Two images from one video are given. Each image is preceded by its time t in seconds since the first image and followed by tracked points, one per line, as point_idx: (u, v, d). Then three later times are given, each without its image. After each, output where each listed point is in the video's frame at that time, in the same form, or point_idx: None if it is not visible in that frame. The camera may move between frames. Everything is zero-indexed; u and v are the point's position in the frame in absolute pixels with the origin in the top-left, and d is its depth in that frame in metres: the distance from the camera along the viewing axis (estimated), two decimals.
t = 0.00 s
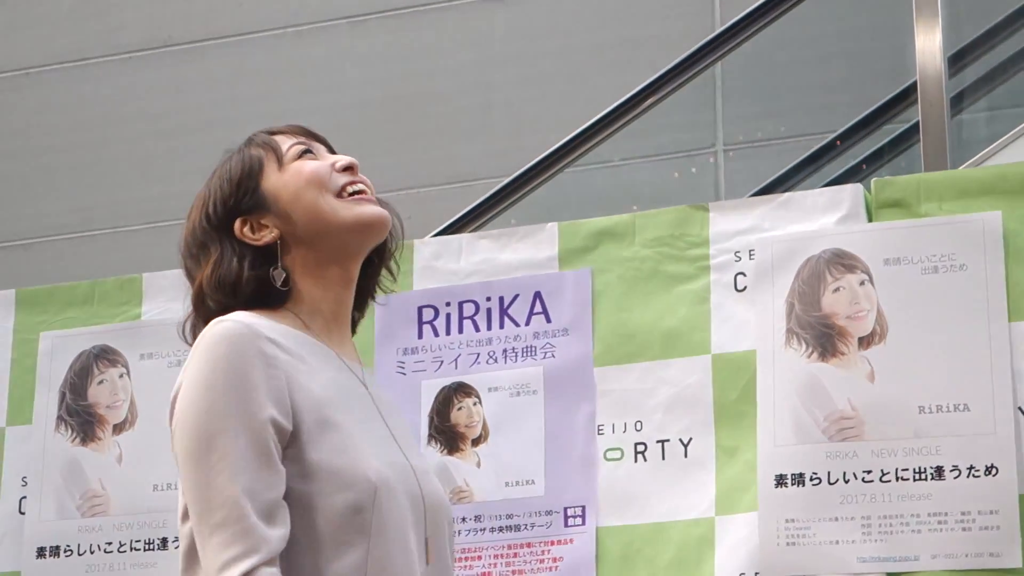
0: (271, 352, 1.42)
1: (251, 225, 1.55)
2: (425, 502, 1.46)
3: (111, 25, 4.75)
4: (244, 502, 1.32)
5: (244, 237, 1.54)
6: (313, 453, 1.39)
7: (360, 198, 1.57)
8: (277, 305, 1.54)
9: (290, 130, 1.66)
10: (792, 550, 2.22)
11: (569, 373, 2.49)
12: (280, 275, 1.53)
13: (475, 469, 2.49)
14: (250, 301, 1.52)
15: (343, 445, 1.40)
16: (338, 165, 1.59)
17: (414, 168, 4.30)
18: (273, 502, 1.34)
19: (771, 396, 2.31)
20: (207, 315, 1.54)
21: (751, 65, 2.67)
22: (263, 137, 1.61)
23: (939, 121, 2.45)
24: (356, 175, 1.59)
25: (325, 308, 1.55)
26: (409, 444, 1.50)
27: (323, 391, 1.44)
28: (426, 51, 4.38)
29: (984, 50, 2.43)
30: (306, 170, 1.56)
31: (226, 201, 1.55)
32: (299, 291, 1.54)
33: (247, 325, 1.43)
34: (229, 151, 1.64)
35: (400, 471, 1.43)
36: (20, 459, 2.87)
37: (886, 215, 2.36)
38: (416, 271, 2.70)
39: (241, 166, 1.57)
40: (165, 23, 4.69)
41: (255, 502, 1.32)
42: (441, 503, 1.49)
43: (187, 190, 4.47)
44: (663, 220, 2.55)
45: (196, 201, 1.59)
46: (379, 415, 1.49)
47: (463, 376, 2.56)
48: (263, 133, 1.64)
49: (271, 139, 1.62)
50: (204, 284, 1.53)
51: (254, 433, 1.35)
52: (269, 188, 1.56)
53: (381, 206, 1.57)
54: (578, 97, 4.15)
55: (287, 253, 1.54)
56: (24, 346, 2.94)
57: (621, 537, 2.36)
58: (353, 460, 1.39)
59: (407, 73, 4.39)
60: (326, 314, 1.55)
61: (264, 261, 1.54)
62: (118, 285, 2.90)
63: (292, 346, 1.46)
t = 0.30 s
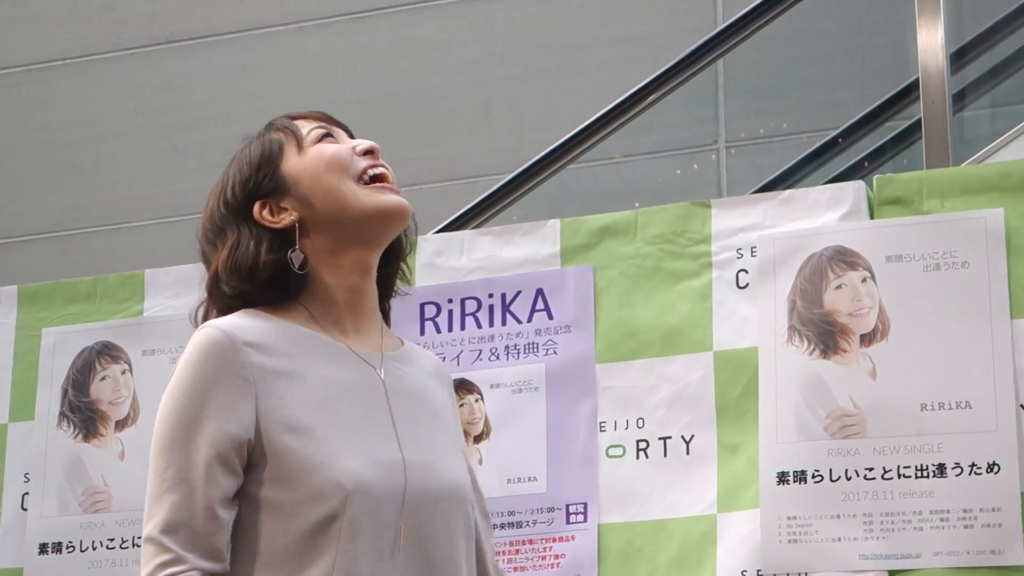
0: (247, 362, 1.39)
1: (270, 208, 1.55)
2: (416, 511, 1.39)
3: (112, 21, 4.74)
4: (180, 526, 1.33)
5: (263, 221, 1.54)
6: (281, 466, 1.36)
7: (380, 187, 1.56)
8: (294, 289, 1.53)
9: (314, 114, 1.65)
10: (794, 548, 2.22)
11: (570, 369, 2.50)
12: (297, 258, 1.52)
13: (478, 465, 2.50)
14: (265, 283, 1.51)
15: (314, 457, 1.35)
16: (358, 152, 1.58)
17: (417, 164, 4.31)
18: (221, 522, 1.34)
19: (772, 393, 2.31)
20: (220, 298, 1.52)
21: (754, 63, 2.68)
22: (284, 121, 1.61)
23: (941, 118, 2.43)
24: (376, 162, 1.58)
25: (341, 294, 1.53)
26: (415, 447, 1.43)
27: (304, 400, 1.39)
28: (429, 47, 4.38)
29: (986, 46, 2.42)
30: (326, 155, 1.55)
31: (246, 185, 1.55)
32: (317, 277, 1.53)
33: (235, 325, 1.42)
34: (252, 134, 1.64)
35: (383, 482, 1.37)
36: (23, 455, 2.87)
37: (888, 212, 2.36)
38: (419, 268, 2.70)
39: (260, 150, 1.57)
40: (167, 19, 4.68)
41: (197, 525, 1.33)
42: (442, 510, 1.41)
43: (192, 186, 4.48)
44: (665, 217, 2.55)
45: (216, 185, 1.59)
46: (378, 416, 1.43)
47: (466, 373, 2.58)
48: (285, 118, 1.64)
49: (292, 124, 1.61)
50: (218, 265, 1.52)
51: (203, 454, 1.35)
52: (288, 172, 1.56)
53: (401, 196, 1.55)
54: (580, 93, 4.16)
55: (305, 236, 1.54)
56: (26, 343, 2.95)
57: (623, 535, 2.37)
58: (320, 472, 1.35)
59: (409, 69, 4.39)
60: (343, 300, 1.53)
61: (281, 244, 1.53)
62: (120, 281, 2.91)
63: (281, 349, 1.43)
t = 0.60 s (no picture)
0: (289, 364, 1.35)
1: (325, 216, 1.50)
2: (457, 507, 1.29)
3: (115, 18, 4.73)
4: (207, 524, 1.30)
5: (317, 229, 1.49)
6: (321, 465, 1.31)
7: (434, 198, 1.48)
8: (346, 298, 1.48)
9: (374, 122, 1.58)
10: (795, 545, 2.22)
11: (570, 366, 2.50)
12: (352, 268, 1.47)
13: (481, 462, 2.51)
14: (316, 293, 1.47)
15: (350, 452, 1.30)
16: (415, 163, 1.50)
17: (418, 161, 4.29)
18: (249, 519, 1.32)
19: (772, 390, 2.31)
20: (273, 305, 1.48)
21: (756, 60, 2.68)
22: (342, 127, 1.55)
23: (944, 115, 2.44)
24: (431, 173, 1.50)
25: (393, 304, 1.46)
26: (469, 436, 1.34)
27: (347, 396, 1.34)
28: (432, 44, 4.37)
29: (988, 44, 2.42)
30: (381, 165, 1.49)
31: (301, 192, 1.51)
32: (368, 286, 1.47)
33: (284, 333, 1.39)
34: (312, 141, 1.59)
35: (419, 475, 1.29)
36: (23, 451, 2.87)
37: (890, 210, 2.36)
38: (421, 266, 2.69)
39: (316, 158, 1.52)
40: (170, 17, 4.68)
41: (223, 522, 1.30)
42: (492, 505, 1.31)
43: (194, 183, 4.48)
44: (667, 214, 2.54)
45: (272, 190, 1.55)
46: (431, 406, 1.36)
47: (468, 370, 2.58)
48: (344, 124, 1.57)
49: (350, 129, 1.55)
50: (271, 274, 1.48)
51: (235, 452, 1.32)
52: (343, 181, 1.50)
53: (454, 210, 1.47)
54: (583, 91, 4.14)
55: (357, 246, 1.48)
56: (27, 339, 2.95)
57: (624, 532, 2.37)
58: (354, 468, 1.29)
59: (412, 66, 4.37)
60: (395, 310, 1.46)
61: (334, 254, 1.48)
62: (122, 277, 2.92)
63: (331, 349, 1.38)
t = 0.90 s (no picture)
0: (318, 373, 1.42)
1: (358, 224, 1.55)
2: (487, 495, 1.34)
3: (115, 16, 4.64)
4: (254, 538, 1.37)
5: (352, 237, 1.55)
6: (355, 469, 1.38)
7: (465, 204, 1.53)
8: (381, 304, 1.53)
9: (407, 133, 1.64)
10: (796, 543, 2.22)
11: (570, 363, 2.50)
12: (386, 274, 1.52)
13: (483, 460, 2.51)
14: (353, 300, 1.52)
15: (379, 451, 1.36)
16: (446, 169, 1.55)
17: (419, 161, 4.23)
18: (296, 528, 1.39)
19: (773, 388, 2.31)
20: (311, 314, 1.54)
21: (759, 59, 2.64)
22: (374, 137, 1.61)
23: (945, 113, 2.44)
24: (463, 178, 1.55)
25: (426, 306, 1.51)
26: (496, 426, 1.39)
27: (375, 397, 1.40)
28: (433, 42, 4.29)
29: (989, 42, 2.42)
30: (413, 174, 1.54)
31: (335, 202, 1.57)
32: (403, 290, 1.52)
33: (318, 341, 1.45)
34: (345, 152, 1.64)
35: (447, 468, 1.34)
36: (25, 448, 2.87)
37: (890, 208, 2.36)
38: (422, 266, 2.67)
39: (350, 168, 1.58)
40: (170, 15, 4.59)
41: (271, 535, 1.38)
42: (521, 489, 1.36)
43: (192, 182, 4.39)
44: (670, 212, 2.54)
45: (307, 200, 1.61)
46: (459, 401, 1.41)
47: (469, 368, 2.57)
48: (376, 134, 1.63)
49: (382, 140, 1.61)
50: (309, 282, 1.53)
51: (274, 465, 1.39)
52: (376, 190, 1.56)
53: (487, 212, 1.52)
54: (584, 90, 4.07)
55: (390, 252, 1.53)
56: (28, 337, 2.95)
57: (627, 528, 2.37)
58: (386, 465, 1.35)
59: (413, 63, 4.29)
60: (428, 312, 1.51)
61: (368, 261, 1.54)
62: (123, 275, 2.92)
63: (359, 355, 1.45)
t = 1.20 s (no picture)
0: (347, 376, 1.44)
1: (385, 226, 1.57)
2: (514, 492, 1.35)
3: (117, 13, 4.64)
4: (282, 542, 1.39)
5: (379, 238, 1.57)
6: (382, 472, 1.39)
7: (492, 207, 1.55)
8: (408, 306, 1.55)
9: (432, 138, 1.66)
10: (798, 540, 2.22)
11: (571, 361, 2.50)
12: (412, 274, 1.54)
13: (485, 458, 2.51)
14: (380, 301, 1.54)
15: (406, 452, 1.38)
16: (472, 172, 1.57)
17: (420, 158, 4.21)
18: (324, 531, 1.41)
19: (774, 386, 2.31)
20: (338, 315, 1.55)
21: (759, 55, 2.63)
22: (399, 142, 1.64)
23: (946, 110, 2.45)
24: (488, 181, 1.57)
25: (453, 307, 1.52)
26: (523, 425, 1.41)
27: (403, 398, 1.42)
28: (434, 40, 4.29)
29: (991, 39, 2.44)
30: (439, 175, 1.56)
31: (362, 204, 1.59)
32: (430, 291, 1.54)
33: (345, 344, 1.47)
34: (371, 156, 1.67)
35: (473, 467, 1.36)
36: (28, 446, 2.87)
37: (892, 205, 2.37)
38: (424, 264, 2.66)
39: (376, 172, 1.61)
40: (172, 12, 4.58)
41: (298, 538, 1.39)
42: (548, 485, 1.37)
43: (193, 180, 4.39)
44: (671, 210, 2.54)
45: (333, 204, 1.64)
46: (485, 401, 1.43)
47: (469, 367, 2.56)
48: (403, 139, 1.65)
49: (407, 144, 1.63)
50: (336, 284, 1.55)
51: (302, 468, 1.41)
52: (402, 191, 1.58)
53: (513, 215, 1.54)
54: (585, 87, 4.06)
55: (417, 253, 1.55)
56: (31, 335, 2.95)
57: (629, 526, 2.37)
58: (413, 466, 1.37)
59: (416, 61, 4.29)
60: (456, 313, 1.52)
61: (395, 262, 1.56)
62: (125, 274, 2.93)
63: (386, 358, 1.46)
